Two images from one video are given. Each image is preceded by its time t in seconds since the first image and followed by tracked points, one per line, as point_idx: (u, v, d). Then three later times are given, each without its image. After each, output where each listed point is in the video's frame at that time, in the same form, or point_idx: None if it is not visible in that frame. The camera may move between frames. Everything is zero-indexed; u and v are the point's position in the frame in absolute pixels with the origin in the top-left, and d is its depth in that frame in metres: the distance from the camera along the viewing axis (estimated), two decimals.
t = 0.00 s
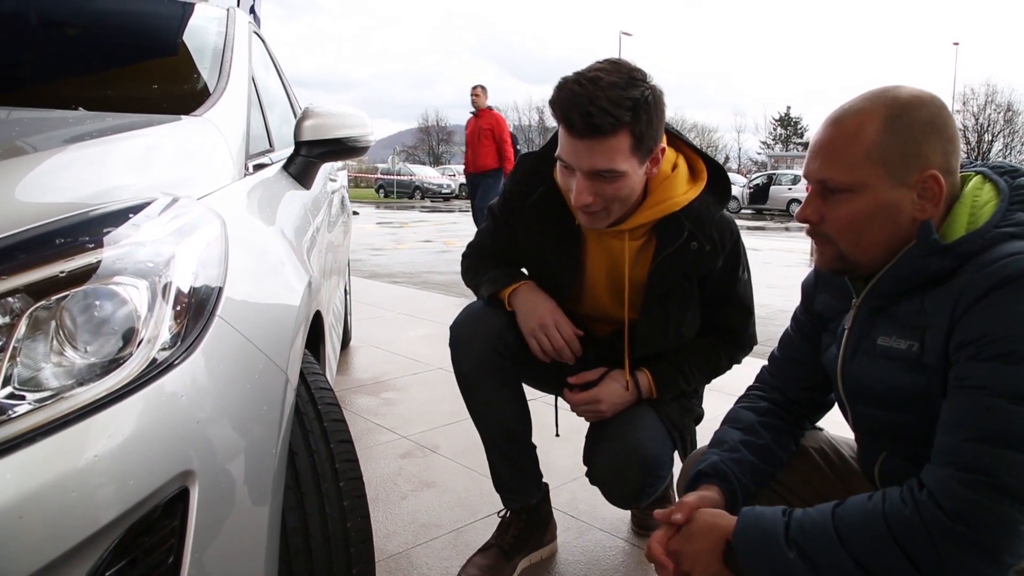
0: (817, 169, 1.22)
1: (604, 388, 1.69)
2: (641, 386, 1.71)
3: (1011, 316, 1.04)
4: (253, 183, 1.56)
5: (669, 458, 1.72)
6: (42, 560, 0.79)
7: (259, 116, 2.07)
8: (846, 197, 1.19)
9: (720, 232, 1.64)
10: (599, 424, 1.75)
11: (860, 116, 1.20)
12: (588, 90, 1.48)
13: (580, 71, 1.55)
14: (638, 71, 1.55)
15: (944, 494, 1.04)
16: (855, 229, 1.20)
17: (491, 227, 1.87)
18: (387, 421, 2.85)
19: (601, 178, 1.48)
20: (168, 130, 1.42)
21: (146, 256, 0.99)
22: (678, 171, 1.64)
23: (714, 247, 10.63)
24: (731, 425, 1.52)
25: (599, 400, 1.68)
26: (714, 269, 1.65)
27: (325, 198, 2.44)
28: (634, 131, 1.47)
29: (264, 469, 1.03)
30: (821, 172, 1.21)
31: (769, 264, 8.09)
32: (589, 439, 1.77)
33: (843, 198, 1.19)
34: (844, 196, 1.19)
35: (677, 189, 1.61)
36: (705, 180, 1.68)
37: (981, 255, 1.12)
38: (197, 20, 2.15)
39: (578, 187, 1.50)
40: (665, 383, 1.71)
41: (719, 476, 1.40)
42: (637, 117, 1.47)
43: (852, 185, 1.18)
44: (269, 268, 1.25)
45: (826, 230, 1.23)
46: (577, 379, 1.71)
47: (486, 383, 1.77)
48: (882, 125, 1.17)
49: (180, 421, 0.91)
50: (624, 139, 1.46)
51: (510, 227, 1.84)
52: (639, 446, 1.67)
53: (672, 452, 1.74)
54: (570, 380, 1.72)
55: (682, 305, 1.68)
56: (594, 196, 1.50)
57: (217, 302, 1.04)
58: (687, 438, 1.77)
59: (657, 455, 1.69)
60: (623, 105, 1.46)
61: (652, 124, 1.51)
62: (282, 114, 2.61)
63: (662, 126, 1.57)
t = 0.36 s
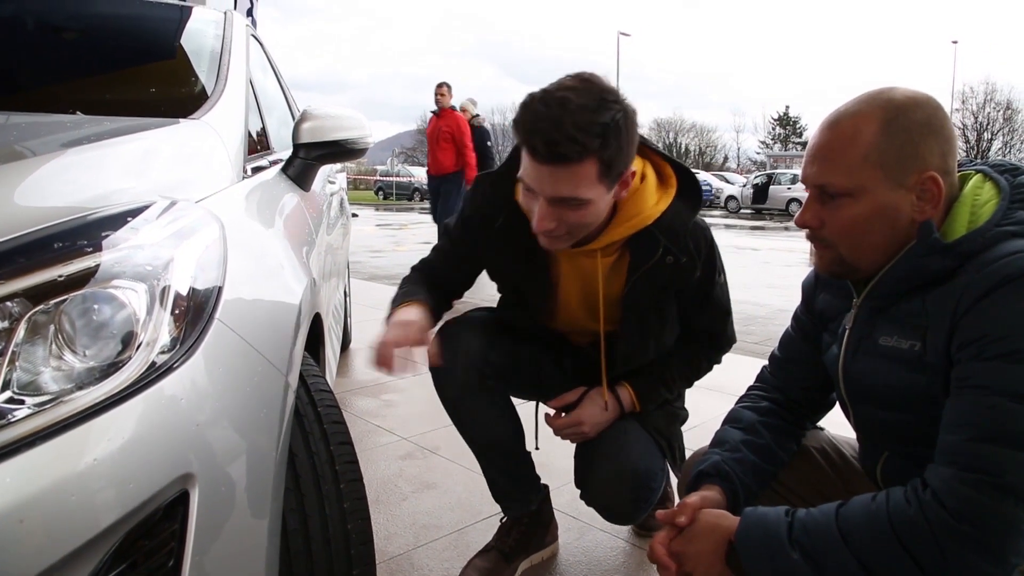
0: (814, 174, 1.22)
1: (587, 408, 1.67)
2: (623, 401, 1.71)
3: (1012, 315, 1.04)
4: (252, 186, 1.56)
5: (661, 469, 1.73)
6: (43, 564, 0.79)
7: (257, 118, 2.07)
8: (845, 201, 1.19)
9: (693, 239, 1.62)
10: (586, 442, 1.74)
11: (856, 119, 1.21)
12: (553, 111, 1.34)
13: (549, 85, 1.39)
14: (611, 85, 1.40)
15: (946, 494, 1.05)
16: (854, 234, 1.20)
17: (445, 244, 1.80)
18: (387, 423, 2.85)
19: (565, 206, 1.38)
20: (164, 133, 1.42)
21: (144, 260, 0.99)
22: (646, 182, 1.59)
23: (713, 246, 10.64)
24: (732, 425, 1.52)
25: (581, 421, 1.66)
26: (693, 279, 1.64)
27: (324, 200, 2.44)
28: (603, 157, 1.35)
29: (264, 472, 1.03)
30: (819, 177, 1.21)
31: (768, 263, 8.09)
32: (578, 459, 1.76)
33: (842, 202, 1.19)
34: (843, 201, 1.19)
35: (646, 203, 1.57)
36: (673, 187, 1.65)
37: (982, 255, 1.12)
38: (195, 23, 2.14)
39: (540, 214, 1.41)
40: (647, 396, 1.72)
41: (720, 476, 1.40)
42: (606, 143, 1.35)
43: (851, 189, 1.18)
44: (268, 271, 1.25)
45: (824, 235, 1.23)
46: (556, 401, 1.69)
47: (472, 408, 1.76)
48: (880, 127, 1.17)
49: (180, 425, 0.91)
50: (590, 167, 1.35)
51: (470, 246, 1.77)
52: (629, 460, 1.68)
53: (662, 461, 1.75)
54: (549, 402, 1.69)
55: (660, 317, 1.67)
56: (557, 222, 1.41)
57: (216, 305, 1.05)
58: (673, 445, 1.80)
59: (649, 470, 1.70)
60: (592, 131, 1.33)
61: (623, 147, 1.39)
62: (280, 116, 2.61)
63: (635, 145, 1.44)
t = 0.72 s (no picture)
0: (818, 177, 1.22)
1: (580, 425, 1.66)
2: (613, 411, 1.71)
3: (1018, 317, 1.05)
4: (255, 185, 1.57)
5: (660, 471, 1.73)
6: (49, 562, 0.79)
7: (260, 117, 2.07)
8: (850, 204, 1.18)
9: (659, 250, 1.59)
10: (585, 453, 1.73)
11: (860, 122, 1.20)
12: (488, 160, 1.25)
13: (485, 125, 1.30)
14: (553, 125, 1.31)
15: (950, 496, 1.04)
16: (859, 236, 1.19)
17: (404, 279, 1.77)
18: (389, 422, 2.85)
19: (506, 254, 1.33)
20: (168, 132, 1.42)
21: (148, 259, 0.99)
22: (602, 200, 1.51)
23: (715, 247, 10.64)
24: (735, 427, 1.52)
25: (576, 437, 1.64)
26: (662, 293, 1.62)
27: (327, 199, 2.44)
28: (544, 206, 1.28)
29: (267, 472, 1.04)
30: (824, 181, 1.21)
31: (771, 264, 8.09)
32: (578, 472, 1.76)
33: (847, 205, 1.19)
34: (848, 203, 1.19)
35: (603, 226, 1.50)
36: (632, 199, 1.58)
37: (987, 257, 1.12)
38: (198, 22, 2.15)
39: (483, 260, 1.36)
40: (636, 401, 1.71)
41: (723, 477, 1.40)
42: (547, 191, 1.27)
43: (856, 192, 1.18)
44: (272, 271, 1.25)
45: (828, 237, 1.23)
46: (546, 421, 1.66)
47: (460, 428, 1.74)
48: (885, 130, 1.17)
49: (184, 424, 0.92)
50: (529, 218, 1.28)
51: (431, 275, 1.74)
52: (628, 465, 1.67)
53: (661, 461, 1.75)
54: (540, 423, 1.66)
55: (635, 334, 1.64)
56: (501, 267, 1.36)
57: (220, 304, 1.05)
58: (669, 443, 1.79)
59: (650, 475, 1.70)
60: (529, 182, 1.25)
61: (568, 191, 1.31)
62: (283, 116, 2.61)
63: (584, 182, 1.36)
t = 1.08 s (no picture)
0: (829, 174, 1.22)
1: (572, 435, 1.65)
2: (604, 417, 1.69)
3: None
4: (263, 183, 1.57)
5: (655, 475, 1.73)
6: (59, 557, 0.80)
7: (268, 116, 2.07)
8: (860, 202, 1.18)
9: (643, 251, 1.58)
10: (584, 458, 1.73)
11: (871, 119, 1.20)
12: (459, 158, 1.25)
13: (457, 124, 1.31)
14: (526, 122, 1.31)
15: (958, 496, 1.04)
16: (869, 234, 1.19)
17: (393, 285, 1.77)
18: (395, 420, 2.85)
19: (481, 254, 1.33)
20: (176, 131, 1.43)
21: (156, 257, 1.00)
22: (583, 204, 1.50)
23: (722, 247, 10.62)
24: (743, 426, 1.52)
25: (568, 447, 1.64)
26: (646, 296, 1.60)
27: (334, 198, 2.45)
28: (516, 204, 1.28)
29: (274, 469, 1.04)
30: (835, 178, 1.21)
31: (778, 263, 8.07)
32: (576, 477, 1.75)
33: (857, 203, 1.18)
34: (859, 201, 1.18)
35: (584, 229, 1.49)
36: (614, 200, 1.57)
37: (997, 256, 1.12)
38: (206, 22, 2.15)
39: (458, 259, 1.36)
40: (626, 406, 1.70)
41: (730, 475, 1.40)
42: (518, 189, 1.27)
43: (866, 190, 1.17)
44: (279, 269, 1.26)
45: (837, 235, 1.22)
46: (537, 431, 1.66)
47: (456, 430, 1.75)
48: (897, 127, 1.16)
49: (191, 421, 0.92)
50: (502, 215, 1.28)
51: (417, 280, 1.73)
52: (622, 472, 1.68)
53: (655, 467, 1.75)
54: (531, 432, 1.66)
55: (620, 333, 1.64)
56: (476, 268, 1.36)
57: (228, 300, 1.05)
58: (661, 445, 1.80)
59: (645, 483, 1.70)
60: (500, 179, 1.25)
61: (541, 189, 1.31)
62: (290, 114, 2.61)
63: (560, 180, 1.36)
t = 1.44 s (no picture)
0: (835, 172, 1.22)
1: (571, 433, 1.65)
2: (605, 416, 1.69)
3: None
4: (267, 181, 1.57)
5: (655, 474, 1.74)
6: (66, 551, 0.80)
7: (272, 114, 2.08)
8: (866, 199, 1.18)
9: (644, 255, 1.58)
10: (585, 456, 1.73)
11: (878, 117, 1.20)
12: (455, 176, 1.25)
13: (453, 139, 1.30)
14: (523, 137, 1.30)
15: (962, 493, 1.04)
16: (874, 232, 1.19)
17: (393, 283, 1.76)
18: (399, 418, 2.86)
19: (480, 269, 1.33)
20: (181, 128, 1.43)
21: (162, 253, 1.00)
22: (583, 207, 1.50)
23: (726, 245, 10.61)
24: (746, 423, 1.52)
25: (567, 446, 1.64)
26: (646, 299, 1.60)
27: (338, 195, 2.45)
28: (514, 221, 1.28)
29: (278, 465, 1.04)
30: (840, 176, 1.21)
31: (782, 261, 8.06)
32: (576, 475, 1.76)
33: (863, 200, 1.19)
34: (865, 198, 1.18)
35: (584, 232, 1.49)
36: (615, 203, 1.57)
37: (1001, 254, 1.12)
38: (211, 20, 2.15)
39: (457, 272, 1.37)
40: (626, 407, 1.70)
41: (733, 472, 1.40)
42: (516, 207, 1.27)
43: (872, 187, 1.17)
44: (284, 266, 1.26)
45: (843, 233, 1.22)
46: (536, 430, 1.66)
47: (458, 429, 1.75)
48: (904, 126, 1.16)
49: (197, 417, 0.92)
50: (500, 232, 1.28)
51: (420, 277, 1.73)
52: (623, 471, 1.68)
53: (656, 467, 1.75)
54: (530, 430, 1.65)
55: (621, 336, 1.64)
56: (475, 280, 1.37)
57: (233, 297, 1.06)
58: (663, 446, 1.81)
59: (644, 478, 1.70)
60: (498, 199, 1.25)
61: (539, 204, 1.30)
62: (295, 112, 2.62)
63: (558, 192, 1.35)
